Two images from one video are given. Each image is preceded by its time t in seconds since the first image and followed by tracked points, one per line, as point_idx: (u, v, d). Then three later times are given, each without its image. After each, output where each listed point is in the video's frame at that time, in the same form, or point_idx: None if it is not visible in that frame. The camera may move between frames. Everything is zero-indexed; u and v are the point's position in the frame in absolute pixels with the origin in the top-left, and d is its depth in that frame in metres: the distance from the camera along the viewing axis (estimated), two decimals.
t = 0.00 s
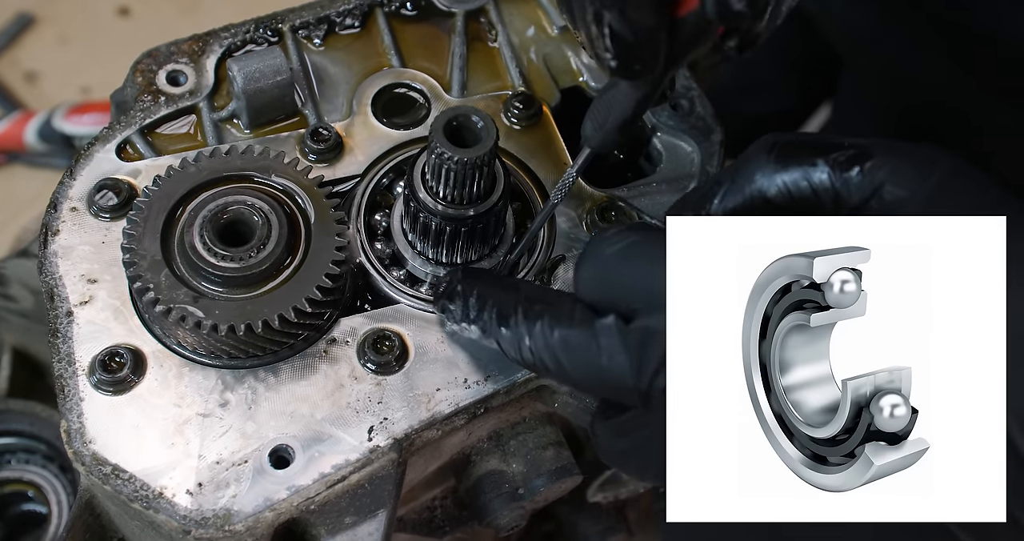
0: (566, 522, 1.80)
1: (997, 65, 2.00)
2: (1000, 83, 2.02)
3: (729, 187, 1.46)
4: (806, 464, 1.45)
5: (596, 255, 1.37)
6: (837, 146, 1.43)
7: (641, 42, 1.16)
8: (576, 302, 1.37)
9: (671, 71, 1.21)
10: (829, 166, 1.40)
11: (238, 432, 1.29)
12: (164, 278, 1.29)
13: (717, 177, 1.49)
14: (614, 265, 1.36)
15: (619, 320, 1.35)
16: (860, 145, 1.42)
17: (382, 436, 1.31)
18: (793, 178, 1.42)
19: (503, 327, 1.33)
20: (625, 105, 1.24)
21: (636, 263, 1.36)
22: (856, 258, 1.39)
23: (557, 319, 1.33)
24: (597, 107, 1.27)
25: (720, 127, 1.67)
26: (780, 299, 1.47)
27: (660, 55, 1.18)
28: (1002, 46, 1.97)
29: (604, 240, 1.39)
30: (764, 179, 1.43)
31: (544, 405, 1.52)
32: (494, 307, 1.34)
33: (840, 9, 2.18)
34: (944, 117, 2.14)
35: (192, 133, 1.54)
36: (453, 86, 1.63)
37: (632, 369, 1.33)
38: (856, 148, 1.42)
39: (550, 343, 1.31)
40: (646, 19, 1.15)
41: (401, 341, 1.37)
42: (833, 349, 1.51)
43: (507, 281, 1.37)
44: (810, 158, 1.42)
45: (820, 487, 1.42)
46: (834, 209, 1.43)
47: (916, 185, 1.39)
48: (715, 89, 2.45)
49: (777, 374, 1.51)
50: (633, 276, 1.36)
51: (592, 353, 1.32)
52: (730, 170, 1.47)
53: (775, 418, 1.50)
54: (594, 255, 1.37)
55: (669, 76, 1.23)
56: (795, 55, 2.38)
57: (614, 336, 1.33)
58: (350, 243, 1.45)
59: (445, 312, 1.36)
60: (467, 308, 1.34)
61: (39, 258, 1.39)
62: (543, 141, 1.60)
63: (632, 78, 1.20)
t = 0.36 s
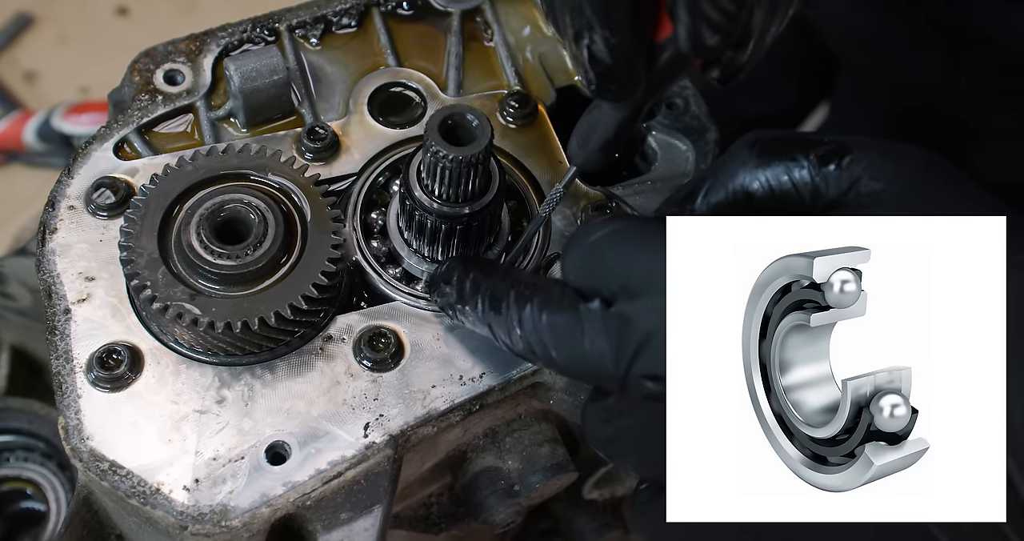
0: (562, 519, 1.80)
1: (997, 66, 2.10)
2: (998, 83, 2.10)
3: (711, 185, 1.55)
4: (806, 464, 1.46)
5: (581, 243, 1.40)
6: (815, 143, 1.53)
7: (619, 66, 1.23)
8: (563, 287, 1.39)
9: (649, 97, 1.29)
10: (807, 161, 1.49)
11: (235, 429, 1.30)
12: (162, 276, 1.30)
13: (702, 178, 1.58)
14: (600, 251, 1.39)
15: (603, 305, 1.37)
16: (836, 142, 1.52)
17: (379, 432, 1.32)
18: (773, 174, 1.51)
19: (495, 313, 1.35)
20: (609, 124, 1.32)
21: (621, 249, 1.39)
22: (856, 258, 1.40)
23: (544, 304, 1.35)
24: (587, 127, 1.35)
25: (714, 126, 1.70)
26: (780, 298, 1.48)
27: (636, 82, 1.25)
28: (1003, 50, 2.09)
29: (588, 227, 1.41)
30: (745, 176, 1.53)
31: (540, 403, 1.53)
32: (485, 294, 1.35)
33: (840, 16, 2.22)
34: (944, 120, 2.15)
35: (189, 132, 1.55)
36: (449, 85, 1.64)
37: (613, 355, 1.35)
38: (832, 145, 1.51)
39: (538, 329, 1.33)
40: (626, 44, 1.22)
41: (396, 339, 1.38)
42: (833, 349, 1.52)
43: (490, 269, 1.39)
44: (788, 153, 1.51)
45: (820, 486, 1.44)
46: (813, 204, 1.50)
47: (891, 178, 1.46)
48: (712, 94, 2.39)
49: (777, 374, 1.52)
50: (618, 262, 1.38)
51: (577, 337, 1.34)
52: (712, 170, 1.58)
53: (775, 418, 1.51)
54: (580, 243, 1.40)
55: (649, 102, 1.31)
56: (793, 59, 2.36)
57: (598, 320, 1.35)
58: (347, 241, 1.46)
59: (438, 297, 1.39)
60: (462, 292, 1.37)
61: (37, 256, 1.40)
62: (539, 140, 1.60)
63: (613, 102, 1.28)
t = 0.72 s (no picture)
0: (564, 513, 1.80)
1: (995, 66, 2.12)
2: (997, 84, 2.12)
3: (730, 178, 1.55)
4: (806, 464, 1.48)
5: (603, 235, 1.42)
6: (834, 138, 1.53)
7: (648, 51, 1.18)
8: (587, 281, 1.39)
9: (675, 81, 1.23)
10: (828, 158, 1.51)
11: (243, 423, 1.32)
12: (170, 272, 1.32)
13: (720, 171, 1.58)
14: (623, 244, 1.40)
15: (625, 299, 1.38)
16: (854, 138, 1.53)
17: (384, 426, 1.34)
18: (793, 169, 1.52)
19: (519, 305, 1.36)
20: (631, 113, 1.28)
21: (642, 242, 1.39)
22: (856, 258, 1.42)
23: (567, 296, 1.37)
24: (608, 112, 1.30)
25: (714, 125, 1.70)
26: (779, 299, 1.50)
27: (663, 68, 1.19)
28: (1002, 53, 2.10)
29: (610, 220, 1.43)
30: (764, 170, 1.53)
31: (543, 397, 1.55)
32: (509, 288, 1.37)
33: (844, 23, 2.25)
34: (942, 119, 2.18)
35: (197, 130, 1.57)
36: (453, 84, 1.66)
37: (633, 348, 1.36)
38: (851, 141, 1.53)
39: (560, 321, 1.35)
40: (655, 30, 1.16)
41: (401, 334, 1.40)
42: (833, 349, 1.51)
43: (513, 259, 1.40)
44: (808, 148, 1.52)
45: (823, 485, 1.45)
46: (831, 199, 1.52)
47: (907, 175, 1.50)
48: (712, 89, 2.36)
49: (776, 374, 1.53)
50: (639, 254, 1.39)
51: (598, 329, 1.35)
52: (730, 164, 1.58)
53: (775, 418, 1.52)
54: (602, 235, 1.42)
55: (676, 86, 1.25)
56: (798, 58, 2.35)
57: (619, 313, 1.36)
58: (352, 238, 1.48)
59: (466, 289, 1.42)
60: (487, 282, 1.39)
61: (47, 253, 1.42)
62: (542, 139, 1.62)
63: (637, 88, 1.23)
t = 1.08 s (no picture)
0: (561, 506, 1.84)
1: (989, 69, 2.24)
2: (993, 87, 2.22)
3: (748, 164, 1.63)
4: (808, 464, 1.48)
5: (627, 214, 1.46)
6: (854, 124, 1.58)
7: (665, 19, 1.14)
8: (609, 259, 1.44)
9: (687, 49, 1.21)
10: (846, 142, 1.56)
11: (245, 414, 1.34)
12: (173, 265, 1.34)
13: (740, 155, 1.66)
14: (645, 225, 1.44)
15: (648, 277, 1.41)
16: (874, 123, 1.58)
17: (384, 417, 1.36)
18: (813, 153, 1.58)
19: (541, 282, 1.40)
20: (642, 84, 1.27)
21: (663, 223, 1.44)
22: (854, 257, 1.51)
23: (589, 274, 1.40)
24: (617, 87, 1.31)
25: (710, 120, 1.73)
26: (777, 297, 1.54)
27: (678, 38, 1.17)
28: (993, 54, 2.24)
29: (634, 200, 1.48)
30: (783, 153, 1.60)
31: (540, 390, 1.57)
32: (531, 266, 1.40)
33: (840, 23, 2.30)
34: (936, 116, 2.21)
35: (198, 126, 1.59)
36: (451, 81, 1.68)
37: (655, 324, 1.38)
38: (871, 126, 1.57)
39: (582, 298, 1.38)
40: None
41: (400, 326, 1.42)
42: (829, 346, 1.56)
43: (536, 237, 1.42)
44: (828, 133, 1.58)
45: (823, 485, 1.48)
46: (850, 182, 1.57)
47: (927, 160, 1.52)
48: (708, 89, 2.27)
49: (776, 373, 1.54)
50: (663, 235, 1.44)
51: (621, 307, 1.38)
52: (749, 150, 1.65)
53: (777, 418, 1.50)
54: (626, 215, 1.46)
55: (682, 57, 1.23)
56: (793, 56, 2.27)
57: (642, 290, 1.39)
58: (352, 232, 1.50)
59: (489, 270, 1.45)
60: (511, 260, 1.41)
61: (51, 247, 1.44)
62: (539, 135, 1.64)
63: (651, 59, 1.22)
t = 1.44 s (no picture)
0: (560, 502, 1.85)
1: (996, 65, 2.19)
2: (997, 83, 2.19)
3: (762, 164, 1.58)
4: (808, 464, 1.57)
5: (641, 218, 1.46)
6: (872, 124, 1.54)
7: None
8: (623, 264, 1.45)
9: (705, 19, 1.31)
10: (864, 142, 1.52)
11: (246, 408, 1.34)
12: (175, 260, 1.35)
13: (753, 153, 1.61)
14: (657, 228, 1.44)
15: (664, 282, 1.43)
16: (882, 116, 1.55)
17: (384, 411, 1.36)
18: (829, 152, 1.54)
19: (552, 287, 1.42)
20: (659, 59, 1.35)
21: (676, 226, 1.43)
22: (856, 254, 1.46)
23: (602, 280, 1.41)
24: (627, 63, 1.38)
25: (709, 116, 1.74)
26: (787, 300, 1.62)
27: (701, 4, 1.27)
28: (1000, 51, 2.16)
29: (650, 203, 1.47)
30: (799, 154, 1.56)
31: (540, 385, 1.58)
32: (540, 270, 1.42)
33: (840, 21, 2.25)
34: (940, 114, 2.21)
35: (200, 122, 1.60)
36: (451, 77, 1.68)
37: (674, 329, 1.40)
38: (889, 125, 1.53)
39: (595, 302, 1.40)
40: None
41: (401, 321, 1.43)
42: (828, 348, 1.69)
43: (544, 242, 1.45)
44: (845, 133, 1.54)
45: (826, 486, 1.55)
46: (867, 183, 1.53)
47: (948, 161, 1.46)
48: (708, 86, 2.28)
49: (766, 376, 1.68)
50: (672, 238, 1.44)
51: (638, 312, 1.40)
52: (763, 148, 1.60)
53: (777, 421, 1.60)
54: (640, 218, 1.46)
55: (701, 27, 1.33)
56: (792, 54, 2.31)
57: (658, 296, 1.41)
58: (352, 228, 1.50)
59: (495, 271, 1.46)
60: (515, 264, 1.44)
61: (53, 243, 1.44)
62: (539, 131, 1.65)
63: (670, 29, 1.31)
